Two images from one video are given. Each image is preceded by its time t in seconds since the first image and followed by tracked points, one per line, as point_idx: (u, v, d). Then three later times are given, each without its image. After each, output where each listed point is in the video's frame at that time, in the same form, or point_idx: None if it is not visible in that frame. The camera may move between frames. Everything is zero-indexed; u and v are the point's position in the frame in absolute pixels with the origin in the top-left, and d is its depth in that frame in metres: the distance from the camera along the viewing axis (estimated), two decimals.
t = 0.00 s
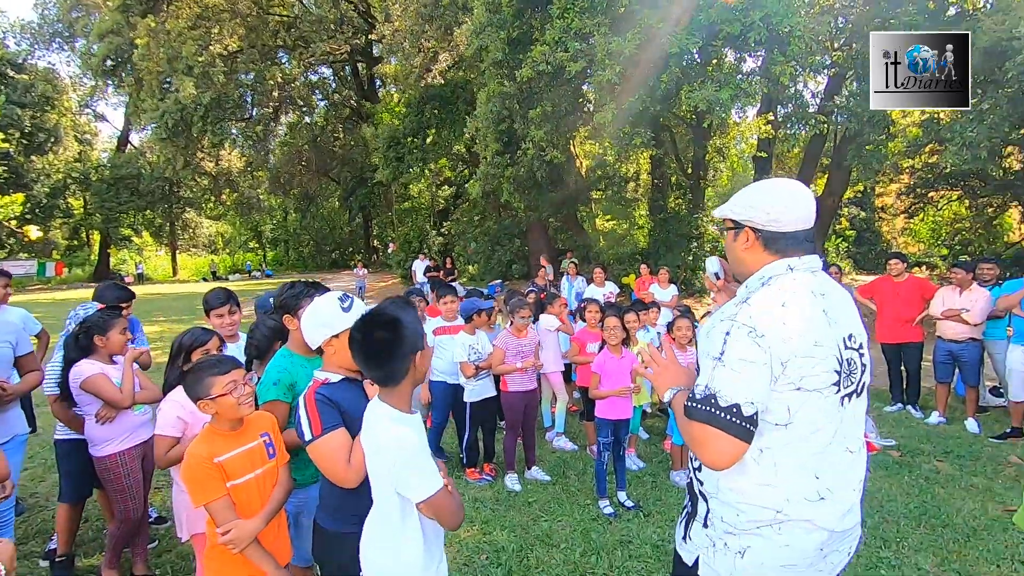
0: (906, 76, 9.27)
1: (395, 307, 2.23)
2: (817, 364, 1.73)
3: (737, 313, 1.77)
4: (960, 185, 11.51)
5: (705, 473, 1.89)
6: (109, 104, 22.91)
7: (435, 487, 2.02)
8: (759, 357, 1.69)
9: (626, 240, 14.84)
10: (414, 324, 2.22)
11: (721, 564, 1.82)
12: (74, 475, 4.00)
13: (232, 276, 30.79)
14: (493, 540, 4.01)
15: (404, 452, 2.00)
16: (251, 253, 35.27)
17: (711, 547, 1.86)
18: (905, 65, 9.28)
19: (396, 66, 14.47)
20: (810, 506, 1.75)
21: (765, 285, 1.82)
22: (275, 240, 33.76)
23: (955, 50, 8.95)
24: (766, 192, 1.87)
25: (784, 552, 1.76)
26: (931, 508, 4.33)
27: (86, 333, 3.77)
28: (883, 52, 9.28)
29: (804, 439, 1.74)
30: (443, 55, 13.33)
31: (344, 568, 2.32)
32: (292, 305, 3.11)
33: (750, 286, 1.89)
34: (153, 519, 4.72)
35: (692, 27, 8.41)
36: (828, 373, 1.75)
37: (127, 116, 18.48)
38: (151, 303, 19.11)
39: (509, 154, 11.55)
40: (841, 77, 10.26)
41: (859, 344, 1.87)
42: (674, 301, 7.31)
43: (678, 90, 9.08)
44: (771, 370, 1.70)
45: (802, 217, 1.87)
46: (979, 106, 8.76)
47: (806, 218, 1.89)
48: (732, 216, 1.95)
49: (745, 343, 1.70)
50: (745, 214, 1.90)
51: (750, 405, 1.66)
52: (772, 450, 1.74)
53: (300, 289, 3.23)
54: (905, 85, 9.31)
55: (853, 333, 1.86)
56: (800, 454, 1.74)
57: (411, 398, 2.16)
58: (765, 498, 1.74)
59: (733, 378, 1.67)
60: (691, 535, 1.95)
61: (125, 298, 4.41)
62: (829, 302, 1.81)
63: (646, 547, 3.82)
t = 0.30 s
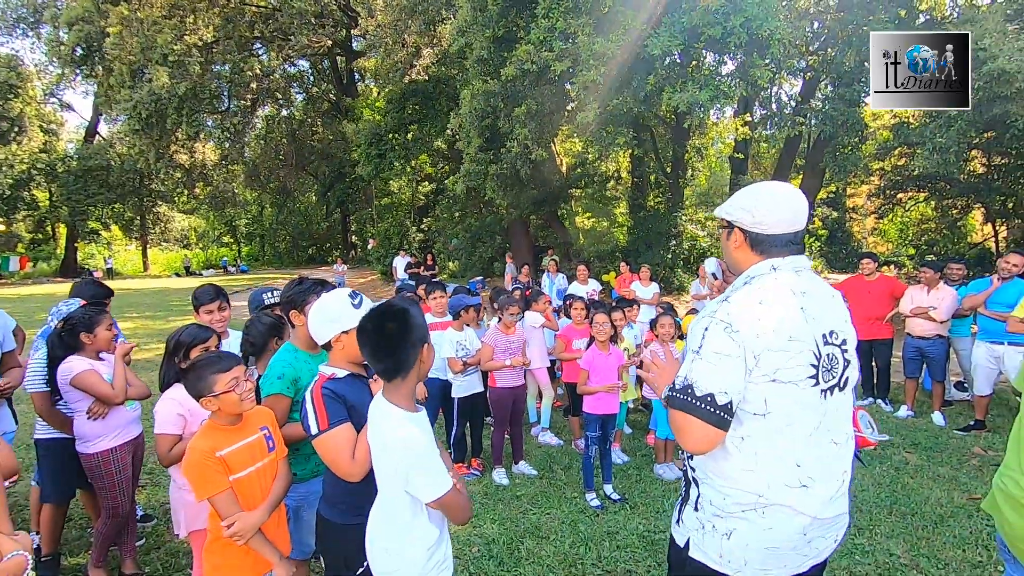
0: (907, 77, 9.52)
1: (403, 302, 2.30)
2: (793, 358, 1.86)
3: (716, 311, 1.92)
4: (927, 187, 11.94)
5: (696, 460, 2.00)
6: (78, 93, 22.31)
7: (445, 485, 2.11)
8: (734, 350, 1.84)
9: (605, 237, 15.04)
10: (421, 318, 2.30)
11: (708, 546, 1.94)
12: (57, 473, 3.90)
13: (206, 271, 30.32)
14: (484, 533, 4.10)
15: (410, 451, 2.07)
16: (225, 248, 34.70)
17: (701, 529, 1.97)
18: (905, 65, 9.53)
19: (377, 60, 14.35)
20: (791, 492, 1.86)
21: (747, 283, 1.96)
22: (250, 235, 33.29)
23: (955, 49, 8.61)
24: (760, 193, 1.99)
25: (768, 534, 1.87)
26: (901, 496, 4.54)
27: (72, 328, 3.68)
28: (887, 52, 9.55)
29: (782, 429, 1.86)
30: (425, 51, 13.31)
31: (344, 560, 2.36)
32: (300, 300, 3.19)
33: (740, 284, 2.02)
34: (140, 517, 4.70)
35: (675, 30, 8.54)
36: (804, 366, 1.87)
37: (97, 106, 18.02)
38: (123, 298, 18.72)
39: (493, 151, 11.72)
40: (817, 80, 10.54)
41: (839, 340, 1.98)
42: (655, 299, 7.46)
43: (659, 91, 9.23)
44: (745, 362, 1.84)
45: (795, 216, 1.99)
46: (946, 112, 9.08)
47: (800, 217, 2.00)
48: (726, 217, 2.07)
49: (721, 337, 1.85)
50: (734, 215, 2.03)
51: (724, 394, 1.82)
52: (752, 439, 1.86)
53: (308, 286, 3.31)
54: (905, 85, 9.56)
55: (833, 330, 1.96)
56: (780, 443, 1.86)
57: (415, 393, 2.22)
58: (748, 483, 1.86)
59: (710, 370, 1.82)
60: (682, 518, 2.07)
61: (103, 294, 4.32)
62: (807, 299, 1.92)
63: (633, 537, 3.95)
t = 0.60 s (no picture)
0: (907, 77, 9.64)
1: (401, 298, 2.35)
2: (779, 348, 1.95)
3: (706, 303, 2.03)
4: (903, 184, 12.26)
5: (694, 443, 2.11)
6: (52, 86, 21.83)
7: (446, 477, 2.15)
8: (720, 341, 1.94)
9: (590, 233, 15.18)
10: (418, 312, 2.35)
11: (704, 524, 2.05)
12: (53, 470, 3.90)
13: (186, 267, 29.91)
14: (480, 523, 4.19)
15: (417, 442, 2.12)
16: (205, 244, 34.25)
17: (697, 508, 2.08)
18: (906, 65, 9.60)
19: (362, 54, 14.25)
20: (781, 474, 1.96)
21: (737, 278, 2.07)
22: (230, 231, 32.87)
23: (957, 49, 8.60)
24: (746, 193, 2.10)
25: (760, 513, 1.97)
26: (881, 483, 4.73)
27: (68, 325, 3.65)
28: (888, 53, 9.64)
29: (771, 414, 1.96)
30: (412, 47, 13.30)
31: (356, 548, 2.41)
32: (308, 294, 3.22)
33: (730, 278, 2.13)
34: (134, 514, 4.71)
35: (662, 28, 8.66)
36: (790, 355, 1.96)
37: (73, 99, 17.65)
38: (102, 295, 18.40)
39: (480, 147, 11.85)
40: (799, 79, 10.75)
41: (829, 331, 2.06)
42: (642, 294, 7.60)
43: (646, 88, 9.34)
44: (732, 353, 1.95)
45: (777, 213, 2.09)
46: (923, 111, 9.31)
47: (781, 215, 2.11)
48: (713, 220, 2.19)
49: (709, 329, 1.97)
50: (718, 215, 2.15)
51: (708, 381, 1.93)
52: (743, 424, 1.97)
53: (317, 280, 3.36)
54: (905, 85, 9.72)
55: (822, 320, 2.04)
56: (769, 427, 1.96)
57: (419, 385, 2.28)
58: (740, 464, 1.97)
59: (698, 358, 1.94)
60: (681, 497, 2.18)
61: (93, 289, 4.28)
62: (796, 292, 2.00)
63: (626, 526, 4.07)
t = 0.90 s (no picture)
0: (907, 77, 9.57)
1: (400, 295, 2.38)
2: (763, 337, 2.04)
3: (695, 297, 2.13)
4: (880, 185, 12.56)
5: (688, 430, 2.19)
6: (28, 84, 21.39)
7: (445, 466, 2.18)
8: (707, 331, 2.05)
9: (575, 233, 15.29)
10: (417, 308, 2.38)
11: (696, 507, 2.13)
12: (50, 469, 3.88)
13: (165, 268, 29.48)
14: (474, 519, 4.25)
15: (417, 435, 2.17)
16: (185, 244, 33.76)
17: (689, 492, 2.16)
18: (906, 65, 9.56)
19: (348, 54, 14.23)
20: (768, 459, 2.05)
21: (725, 273, 2.16)
22: (210, 232, 32.45)
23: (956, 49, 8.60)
24: (734, 193, 2.19)
25: (748, 497, 2.05)
26: (863, 475, 4.88)
27: (62, 323, 3.62)
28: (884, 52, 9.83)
29: (758, 401, 2.04)
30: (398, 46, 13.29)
31: (362, 538, 2.47)
32: (303, 289, 3.19)
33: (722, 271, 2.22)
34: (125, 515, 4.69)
35: (649, 30, 8.78)
36: (775, 345, 2.04)
37: (49, 96, 17.28)
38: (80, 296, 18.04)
39: (468, 148, 11.91)
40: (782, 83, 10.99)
41: (813, 323, 2.14)
42: (628, 293, 7.71)
43: (633, 90, 9.45)
44: (718, 343, 2.04)
45: (767, 210, 2.17)
46: (901, 114, 9.55)
47: (773, 213, 2.19)
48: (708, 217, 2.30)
49: (696, 320, 2.07)
50: (710, 213, 2.25)
51: (698, 369, 2.03)
52: (731, 411, 2.06)
53: (311, 275, 3.32)
54: (905, 85, 9.60)
55: (806, 313, 2.12)
56: (756, 414, 2.05)
57: (419, 378, 2.32)
58: (729, 449, 2.06)
59: (687, 347, 2.05)
60: (675, 483, 2.25)
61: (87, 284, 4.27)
62: (781, 285, 2.09)
63: (618, 519, 4.16)
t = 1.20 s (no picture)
0: (908, 77, 9.42)
1: (395, 290, 2.40)
2: (747, 332, 2.10)
3: (683, 292, 2.19)
4: (857, 188, 12.84)
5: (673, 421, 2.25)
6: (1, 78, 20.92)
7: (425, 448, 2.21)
8: (693, 325, 2.11)
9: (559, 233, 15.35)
10: (413, 304, 2.40)
11: (681, 496, 2.19)
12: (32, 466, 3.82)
13: (143, 267, 29.01)
14: (462, 515, 4.27)
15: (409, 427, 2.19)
16: (163, 243, 33.27)
17: (675, 482, 2.22)
18: (905, 65, 9.46)
19: (332, 53, 14.23)
20: (751, 450, 2.11)
21: (712, 269, 2.22)
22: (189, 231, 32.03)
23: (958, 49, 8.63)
24: (721, 192, 2.26)
25: (732, 486, 2.11)
26: (841, 469, 5.00)
27: (46, 321, 3.57)
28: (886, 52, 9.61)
29: (742, 393, 2.11)
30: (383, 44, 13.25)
31: (356, 532, 2.49)
32: (287, 286, 3.15)
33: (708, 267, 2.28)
34: (108, 515, 4.63)
35: (634, 33, 8.89)
36: (758, 338, 2.11)
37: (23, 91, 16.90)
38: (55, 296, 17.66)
39: (454, 148, 11.89)
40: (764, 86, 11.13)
41: (796, 318, 2.20)
42: (612, 292, 7.79)
43: (619, 91, 9.52)
44: (704, 337, 2.11)
45: (752, 209, 2.24)
46: (877, 118, 9.77)
47: (759, 212, 2.26)
48: (698, 213, 2.36)
49: (683, 315, 2.13)
50: (698, 211, 2.31)
51: (684, 362, 2.09)
52: (716, 404, 2.12)
53: (293, 272, 3.26)
54: (905, 85, 9.52)
55: (789, 308, 2.18)
56: (741, 406, 2.11)
57: (412, 371, 2.35)
58: (713, 440, 2.12)
59: (674, 341, 2.11)
60: (661, 474, 2.31)
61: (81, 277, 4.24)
62: (765, 281, 2.16)
63: (605, 514, 4.22)
